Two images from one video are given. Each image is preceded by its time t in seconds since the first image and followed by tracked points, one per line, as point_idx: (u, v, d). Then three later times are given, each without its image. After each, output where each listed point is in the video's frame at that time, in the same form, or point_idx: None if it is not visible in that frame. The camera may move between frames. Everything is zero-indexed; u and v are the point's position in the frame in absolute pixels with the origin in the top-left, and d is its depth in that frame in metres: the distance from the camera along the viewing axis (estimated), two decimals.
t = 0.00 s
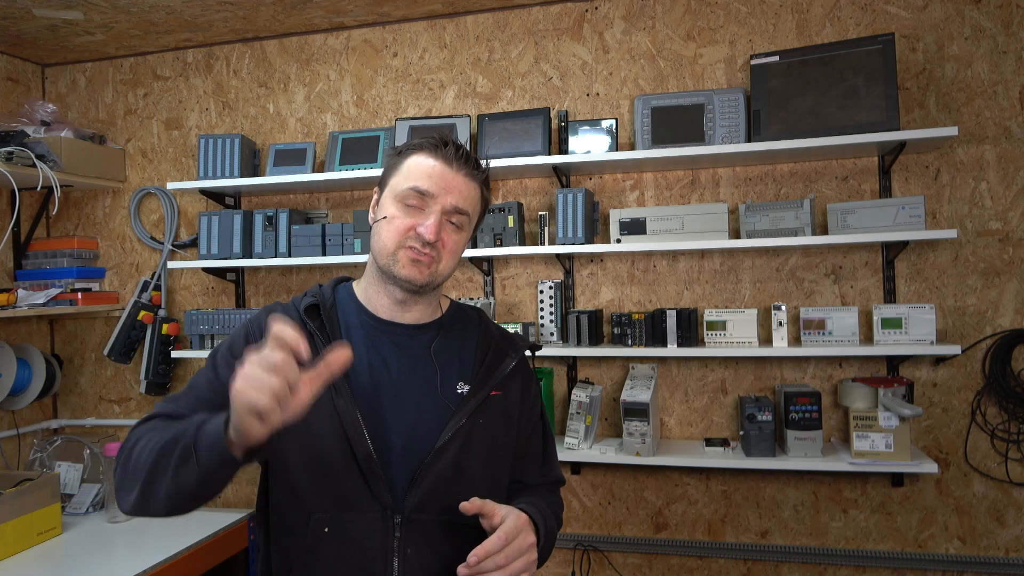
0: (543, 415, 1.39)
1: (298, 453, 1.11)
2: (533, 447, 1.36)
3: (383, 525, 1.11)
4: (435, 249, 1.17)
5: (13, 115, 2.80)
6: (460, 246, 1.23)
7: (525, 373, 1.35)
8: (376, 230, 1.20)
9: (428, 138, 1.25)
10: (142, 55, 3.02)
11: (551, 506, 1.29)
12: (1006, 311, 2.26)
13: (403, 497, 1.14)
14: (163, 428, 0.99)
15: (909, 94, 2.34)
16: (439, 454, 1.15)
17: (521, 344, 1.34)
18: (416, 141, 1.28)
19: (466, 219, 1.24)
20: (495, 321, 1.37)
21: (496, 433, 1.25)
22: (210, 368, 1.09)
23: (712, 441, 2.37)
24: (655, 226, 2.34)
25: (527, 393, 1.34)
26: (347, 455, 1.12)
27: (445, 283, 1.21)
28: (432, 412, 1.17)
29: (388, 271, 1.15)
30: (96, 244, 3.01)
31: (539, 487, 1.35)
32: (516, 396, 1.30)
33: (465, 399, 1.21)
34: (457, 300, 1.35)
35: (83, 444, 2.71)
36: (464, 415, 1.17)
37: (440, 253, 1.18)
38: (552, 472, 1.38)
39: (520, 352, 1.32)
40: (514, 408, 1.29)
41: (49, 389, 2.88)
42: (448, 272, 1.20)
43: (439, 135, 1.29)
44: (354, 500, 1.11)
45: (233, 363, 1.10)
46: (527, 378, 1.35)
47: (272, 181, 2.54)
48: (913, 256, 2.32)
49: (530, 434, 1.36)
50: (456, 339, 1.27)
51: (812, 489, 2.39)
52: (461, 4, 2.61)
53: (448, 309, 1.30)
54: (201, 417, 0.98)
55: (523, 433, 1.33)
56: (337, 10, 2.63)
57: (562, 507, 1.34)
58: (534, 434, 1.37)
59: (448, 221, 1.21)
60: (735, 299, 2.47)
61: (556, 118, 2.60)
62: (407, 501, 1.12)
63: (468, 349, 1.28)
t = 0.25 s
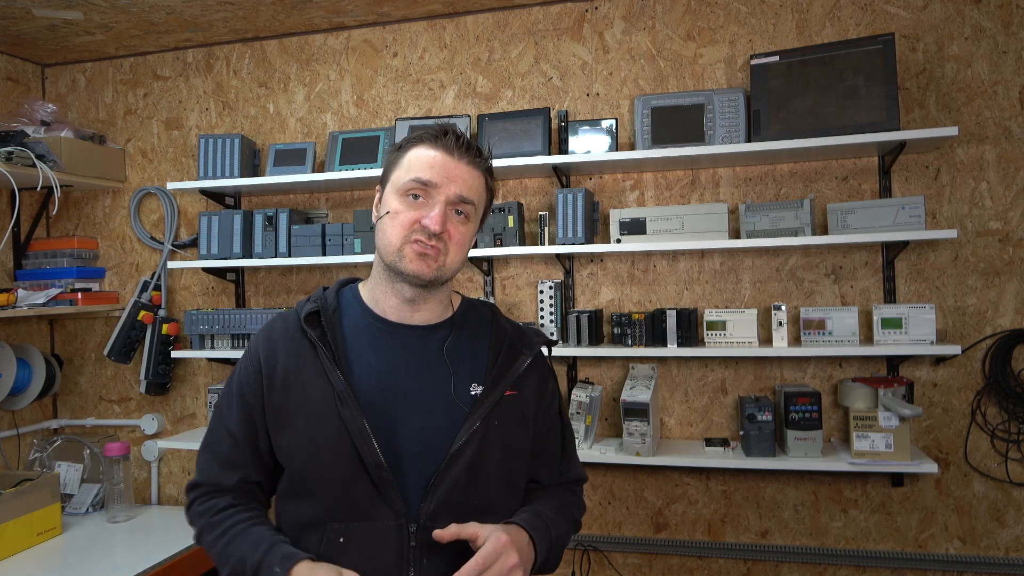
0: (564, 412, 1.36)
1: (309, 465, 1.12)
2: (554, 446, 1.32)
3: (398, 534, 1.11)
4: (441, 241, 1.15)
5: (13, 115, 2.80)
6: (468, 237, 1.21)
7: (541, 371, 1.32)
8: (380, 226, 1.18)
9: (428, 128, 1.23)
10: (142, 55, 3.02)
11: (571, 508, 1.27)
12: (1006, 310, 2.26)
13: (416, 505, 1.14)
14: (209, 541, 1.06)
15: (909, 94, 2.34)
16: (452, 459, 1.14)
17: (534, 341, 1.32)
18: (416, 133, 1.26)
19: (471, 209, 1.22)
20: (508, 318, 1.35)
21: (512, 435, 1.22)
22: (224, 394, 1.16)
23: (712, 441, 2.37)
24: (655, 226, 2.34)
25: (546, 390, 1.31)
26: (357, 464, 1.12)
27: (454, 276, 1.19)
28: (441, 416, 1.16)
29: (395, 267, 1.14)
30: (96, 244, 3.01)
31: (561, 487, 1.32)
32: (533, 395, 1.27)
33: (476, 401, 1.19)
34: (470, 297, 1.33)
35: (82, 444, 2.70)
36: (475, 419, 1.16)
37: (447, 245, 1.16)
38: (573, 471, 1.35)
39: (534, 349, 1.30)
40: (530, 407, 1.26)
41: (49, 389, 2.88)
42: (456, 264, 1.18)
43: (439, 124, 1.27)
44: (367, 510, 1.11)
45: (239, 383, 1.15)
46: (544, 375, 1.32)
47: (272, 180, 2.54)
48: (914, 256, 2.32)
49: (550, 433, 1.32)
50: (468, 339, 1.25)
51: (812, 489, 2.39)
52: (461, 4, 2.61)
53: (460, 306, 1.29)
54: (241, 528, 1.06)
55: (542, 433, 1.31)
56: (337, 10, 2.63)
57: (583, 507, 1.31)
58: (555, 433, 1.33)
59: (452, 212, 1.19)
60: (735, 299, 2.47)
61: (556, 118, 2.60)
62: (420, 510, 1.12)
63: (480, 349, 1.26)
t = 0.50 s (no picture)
0: (582, 411, 1.28)
1: (313, 468, 1.14)
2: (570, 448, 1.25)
3: (398, 540, 1.10)
4: (417, 235, 1.12)
5: (13, 116, 2.80)
6: (449, 225, 1.17)
7: (553, 369, 1.25)
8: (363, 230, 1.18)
9: (391, 125, 1.22)
10: (142, 55, 3.02)
11: (586, 517, 1.20)
12: (1006, 311, 2.26)
13: (418, 510, 1.13)
14: (228, 539, 1.13)
15: (909, 94, 2.33)
16: (454, 462, 1.12)
17: (545, 336, 1.25)
18: (382, 133, 1.25)
19: (447, 195, 1.18)
20: (521, 313, 1.29)
21: (519, 437, 1.18)
22: (246, 402, 1.23)
23: (712, 441, 2.37)
24: (655, 226, 2.34)
25: (559, 388, 1.24)
26: (357, 468, 1.12)
27: (443, 269, 1.16)
28: (442, 419, 1.14)
29: (378, 268, 1.13)
30: (96, 244, 3.01)
31: (580, 493, 1.26)
32: (543, 394, 1.21)
33: (479, 402, 1.16)
34: (481, 293, 1.30)
35: (83, 444, 2.71)
36: (476, 421, 1.13)
37: (425, 237, 1.13)
38: (592, 475, 1.26)
39: (543, 346, 1.23)
40: (540, 407, 1.20)
41: (49, 389, 2.88)
42: (439, 256, 1.15)
43: (401, 117, 1.25)
44: (368, 515, 1.11)
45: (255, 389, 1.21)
46: (558, 372, 1.26)
47: (271, 181, 2.55)
48: (914, 256, 2.32)
49: (565, 433, 1.25)
50: (473, 337, 1.22)
51: (812, 489, 2.39)
52: (461, 4, 2.61)
53: (466, 303, 1.26)
54: (253, 529, 1.11)
55: (554, 435, 1.24)
56: (336, 10, 2.63)
57: (602, 515, 1.23)
58: (572, 433, 1.26)
59: (426, 202, 1.16)
60: (735, 299, 2.47)
61: (556, 118, 2.60)
62: (420, 516, 1.10)
63: (486, 347, 1.22)
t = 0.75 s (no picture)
0: (591, 411, 1.24)
1: (321, 469, 1.15)
2: (578, 449, 1.22)
3: (403, 543, 1.10)
4: (400, 232, 1.10)
5: (13, 115, 2.80)
6: (434, 218, 1.14)
7: (560, 368, 1.23)
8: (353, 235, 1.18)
9: (367, 127, 1.21)
10: (142, 55, 3.02)
11: (592, 524, 1.15)
12: (1006, 311, 2.26)
13: (423, 513, 1.13)
14: (249, 540, 1.13)
15: (909, 94, 2.33)
16: (457, 463, 1.11)
17: (551, 335, 1.23)
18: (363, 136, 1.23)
19: (427, 188, 1.15)
20: (529, 311, 1.28)
21: (524, 439, 1.16)
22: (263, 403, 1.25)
23: (712, 441, 2.37)
24: (655, 226, 2.34)
25: (566, 387, 1.22)
26: (363, 469, 1.13)
27: (434, 264, 1.14)
28: (445, 419, 1.14)
29: (368, 272, 1.12)
30: (96, 244, 3.01)
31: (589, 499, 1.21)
32: (549, 393, 1.19)
33: (482, 402, 1.15)
34: (489, 291, 1.28)
35: (83, 444, 2.71)
36: (479, 421, 1.12)
37: (409, 233, 1.11)
38: (602, 480, 1.21)
39: (549, 344, 1.21)
40: (546, 407, 1.18)
41: (49, 389, 2.88)
42: (428, 251, 1.12)
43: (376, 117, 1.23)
44: (374, 517, 1.12)
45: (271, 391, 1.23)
46: (565, 371, 1.23)
47: (271, 181, 2.55)
48: (914, 256, 2.32)
49: (574, 434, 1.22)
50: (477, 336, 1.21)
51: (812, 489, 2.39)
52: (461, 4, 2.61)
53: (472, 301, 1.24)
54: (275, 524, 1.12)
55: (562, 436, 1.21)
56: (336, 10, 2.63)
57: (611, 522, 1.17)
58: (581, 435, 1.23)
59: (406, 198, 1.14)
60: (735, 299, 2.47)
61: (556, 118, 2.60)
62: (424, 518, 1.10)
63: (492, 347, 1.21)
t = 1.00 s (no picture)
0: (603, 415, 1.24)
1: (327, 474, 1.15)
2: (590, 453, 1.22)
3: (411, 549, 1.11)
4: (417, 231, 1.11)
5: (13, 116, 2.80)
6: (451, 218, 1.15)
7: (571, 371, 1.23)
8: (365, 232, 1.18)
9: (386, 123, 1.21)
10: (142, 55, 3.02)
11: (605, 529, 1.16)
12: (1006, 311, 2.26)
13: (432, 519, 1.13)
14: (258, 542, 1.16)
15: (909, 94, 2.33)
16: (466, 468, 1.11)
17: (562, 338, 1.23)
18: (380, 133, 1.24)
19: (446, 188, 1.16)
20: (538, 313, 1.27)
21: (534, 443, 1.16)
22: (265, 408, 1.25)
23: (712, 441, 2.37)
24: (655, 226, 2.34)
25: (577, 391, 1.22)
26: (369, 475, 1.13)
27: (448, 265, 1.14)
28: (454, 424, 1.14)
29: (380, 269, 1.12)
30: (96, 244, 3.01)
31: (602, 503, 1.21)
32: (560, 397, 1.19)
33: (491, 407, 1.15)
34: (498, 293, 1.28)
35: (83, 444, 2.71)
36: (488, 427, 1.12)
37: (426, 233, 1.12)
38: (614, 483, 1.22)
39: (559, 348, 1.21)
40: (557, 411, 1.18)
41: (49, 389, 2.88)
42: (443, 251, 1.13)
43: (394, 114, 1.24)
44: (381, 524, 1.12)
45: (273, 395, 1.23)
46: (576, 374, 1.23)
47: (271, 181, 2.54)
48: (914, 256, 2.32)
49: (585, 438, 1.22)
50: (486, 339, 1.21)
51: (812, 489, 2.39)
52: (461, 4, 2.61)
53: (481, 303, 1.24)
54: (284, 531, 1.14)
55: (574, 440, 1.21)
56: (337, 10, 2.63)
57: (624, 525, 1.18)
58: (592, 439, 1.22)
59: (424, 198, 1.14)
60: (735, 299, 2.47)
61: (556, 118, 2.60)
62: (433, 525, 1.11)
63: (500, 351, 1.21)
